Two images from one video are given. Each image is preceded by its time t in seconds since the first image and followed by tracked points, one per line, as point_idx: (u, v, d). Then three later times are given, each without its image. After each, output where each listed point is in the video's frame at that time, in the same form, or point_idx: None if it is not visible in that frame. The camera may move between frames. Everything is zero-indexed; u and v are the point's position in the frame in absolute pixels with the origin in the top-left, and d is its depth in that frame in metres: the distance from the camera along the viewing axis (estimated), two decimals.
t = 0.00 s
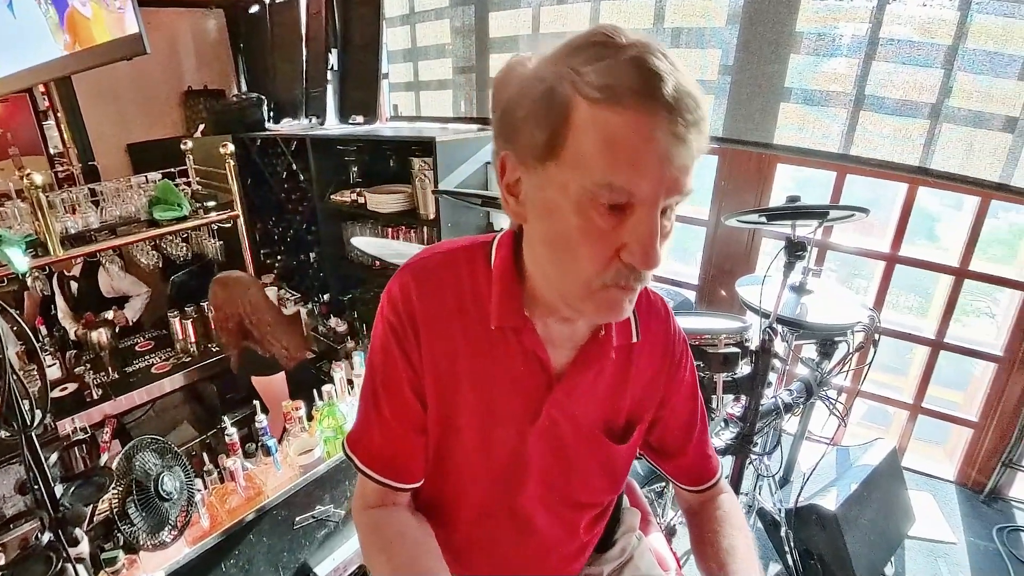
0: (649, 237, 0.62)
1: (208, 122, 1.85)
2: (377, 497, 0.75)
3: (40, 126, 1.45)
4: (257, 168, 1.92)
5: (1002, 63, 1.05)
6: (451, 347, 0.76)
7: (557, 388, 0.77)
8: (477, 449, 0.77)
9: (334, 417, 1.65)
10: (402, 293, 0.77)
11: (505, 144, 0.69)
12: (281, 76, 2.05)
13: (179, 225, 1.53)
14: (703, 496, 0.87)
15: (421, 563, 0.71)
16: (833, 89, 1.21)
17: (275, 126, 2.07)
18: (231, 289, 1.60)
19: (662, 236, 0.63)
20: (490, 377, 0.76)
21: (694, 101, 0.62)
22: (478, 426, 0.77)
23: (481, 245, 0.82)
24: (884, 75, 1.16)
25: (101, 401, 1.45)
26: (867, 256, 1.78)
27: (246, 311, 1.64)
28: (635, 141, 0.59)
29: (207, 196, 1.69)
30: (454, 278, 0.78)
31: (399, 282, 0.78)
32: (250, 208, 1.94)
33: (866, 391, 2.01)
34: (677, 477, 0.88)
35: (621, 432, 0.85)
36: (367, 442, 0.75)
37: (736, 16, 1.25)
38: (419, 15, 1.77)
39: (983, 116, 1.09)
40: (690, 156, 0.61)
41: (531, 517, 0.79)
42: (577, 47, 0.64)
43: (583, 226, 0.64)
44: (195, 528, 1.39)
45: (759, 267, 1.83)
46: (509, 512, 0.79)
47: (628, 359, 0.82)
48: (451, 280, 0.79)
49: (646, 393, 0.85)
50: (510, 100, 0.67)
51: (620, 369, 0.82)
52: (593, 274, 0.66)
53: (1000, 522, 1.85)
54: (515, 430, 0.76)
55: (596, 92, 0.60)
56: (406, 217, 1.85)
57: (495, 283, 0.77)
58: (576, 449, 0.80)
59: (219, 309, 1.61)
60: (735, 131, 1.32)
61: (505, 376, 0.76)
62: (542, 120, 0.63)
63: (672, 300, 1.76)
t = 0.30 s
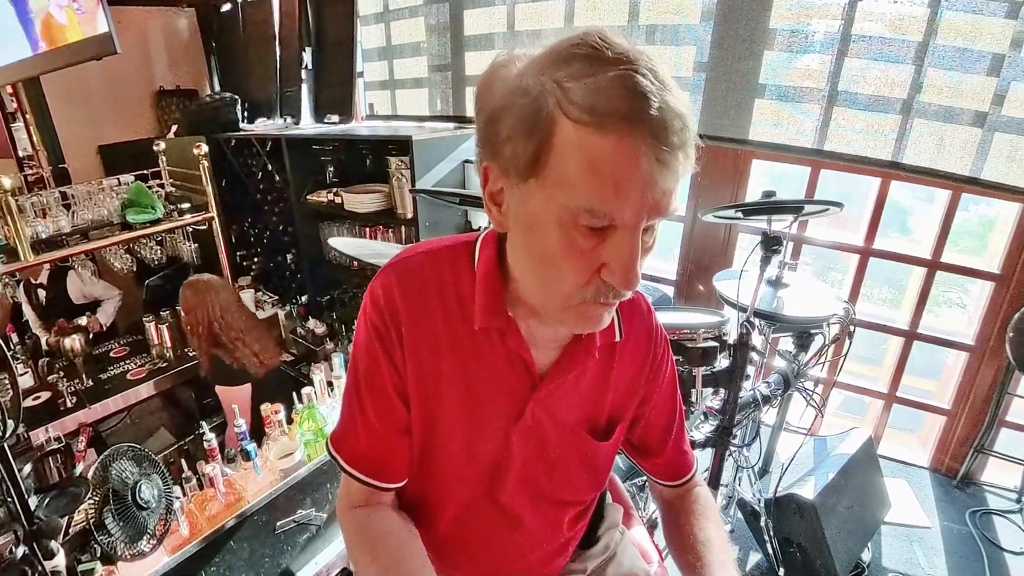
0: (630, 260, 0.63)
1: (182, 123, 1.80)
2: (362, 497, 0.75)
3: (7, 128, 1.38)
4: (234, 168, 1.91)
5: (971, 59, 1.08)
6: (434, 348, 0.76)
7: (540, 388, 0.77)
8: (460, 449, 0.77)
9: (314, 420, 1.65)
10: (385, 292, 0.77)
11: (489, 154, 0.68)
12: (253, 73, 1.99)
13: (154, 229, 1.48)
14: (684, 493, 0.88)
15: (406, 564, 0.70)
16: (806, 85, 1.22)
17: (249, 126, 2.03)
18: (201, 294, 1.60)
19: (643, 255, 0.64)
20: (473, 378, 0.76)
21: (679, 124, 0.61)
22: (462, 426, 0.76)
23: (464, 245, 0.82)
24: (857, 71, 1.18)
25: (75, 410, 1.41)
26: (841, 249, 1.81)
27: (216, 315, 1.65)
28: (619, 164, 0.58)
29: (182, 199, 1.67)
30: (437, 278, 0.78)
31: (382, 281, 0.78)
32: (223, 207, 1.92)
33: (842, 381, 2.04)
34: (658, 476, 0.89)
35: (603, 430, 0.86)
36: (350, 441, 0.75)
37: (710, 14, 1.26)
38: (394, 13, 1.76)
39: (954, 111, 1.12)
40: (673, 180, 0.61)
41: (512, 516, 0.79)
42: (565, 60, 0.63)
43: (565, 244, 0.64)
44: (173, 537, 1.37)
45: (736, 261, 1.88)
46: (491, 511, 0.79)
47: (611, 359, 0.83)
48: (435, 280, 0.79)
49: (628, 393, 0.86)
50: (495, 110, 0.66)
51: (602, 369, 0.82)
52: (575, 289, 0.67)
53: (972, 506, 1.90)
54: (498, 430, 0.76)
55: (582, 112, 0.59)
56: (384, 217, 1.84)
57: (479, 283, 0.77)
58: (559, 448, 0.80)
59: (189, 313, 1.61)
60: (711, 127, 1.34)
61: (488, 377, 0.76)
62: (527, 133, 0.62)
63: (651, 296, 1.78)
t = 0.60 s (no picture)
0: (614, 231, 0.64)
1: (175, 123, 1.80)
2: (359, 498, 0.75)
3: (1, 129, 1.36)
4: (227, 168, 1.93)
5: (964, 57, 1.09)
6: (427, 346, 0.76)
7: (531, 385, 0.77)
8: (453, 448, 0.77)
9: (309, 420, 1.66)
10: (377, 292, 0.77)
11: (470, 146, 0.71)
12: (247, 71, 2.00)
13: (148, 230, 1.45)
14: (678, 489, 0.88)
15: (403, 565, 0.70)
16: (800, 84, 1.23)
17: (243, 126, 2.05)
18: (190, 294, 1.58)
19: (627, 227, 0.65)
20: (466, 376, 0.76)
21: (649, 92, 0.64)
22: (455, 425, 0.76)
23: (456, 244, 0.83)
24: (851, 70, 1.18)
25: (69, 411, 1.38)
26: (834, 248, 1.82)
27: (205, 317, 1.61)
28: (593, 134, 0.61)
29: (176, 200, 1.63)
30: (429, 277, 0.79)
31: (374, 282, 0.78)
32: (217, 207, 2.00)
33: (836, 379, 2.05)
34: (652, 472, 0.89)
35: (597, 428, 0.86)
36: (345, 442, 0.75)
37: (704, 12, 1.26)
38: (387, 12, 1.76)
39: (947, 110, 1.12)
40: (649, 146, 0.63)
41: (506, 514, 0.79)
42: (533, 44, 0.65)
43: (549, 223, 0.65)
44: (168, 539, 1.36)
45: (731, 261, 1.90)
46: (486, 510, 0.79)
47: (603, 356, 0.83)
48: (427, 280, 0.79)
49: (621, 389, 0.86)
50: (471, 102, 0.69)
51: (594, 366, 0.82)
52: (562, 270, 0.68)
53: (966, 503, 1.91)
54: (491, 428, 0.76)
55: (553, 89, 0.61)
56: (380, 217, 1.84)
57: (471, 282, 0.77)
58: (552, 446, 0.80)
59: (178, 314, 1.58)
60: (705, 125, 1.35)
61: (481, 375, 0.76)
62: (504, 117, 0.65)
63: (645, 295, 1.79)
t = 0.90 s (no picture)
0: (578, 206, 0.66)
1: (176, 123, 1.67)
2: (364, 498, 0.76)
3: None
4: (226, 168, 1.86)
5: (964, 58, 1.08)
6: (417, 341, 0.76)
7: (521, 376, 0.76)
8: (447, 441, 0.77)
9: (309, 420, 1.67)
10: (366, 291, 0.77)
11: (442, 139, 0.73)
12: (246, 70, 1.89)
13: (147, 230, 1.46)
14: (673, 477, 0.88)
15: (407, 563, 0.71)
16: (800, 84, 1.23)
17: (243, 126, 2.00)
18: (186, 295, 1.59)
19: (592, 203, 0.68)
20: (456, 369, 0.76)
21: (606, 71, 0.66)
22: (449, 419, 0.76)
23: (443, 239, 0.83)
24: (850, 70, 1.18)
25: (70, 411, 1.36)
26: (834, 248, 1.82)
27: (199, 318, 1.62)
28: (552, 113, 0.63)
29: (176, 199, 1.62)
30: (418, 273, 0.79)
31: (364, 281, 0.78)
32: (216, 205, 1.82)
33: (836, 378, 2.05)
34: (647, 461, 0.89)
35: (591, 418, 0.84)
36: (345, 441, 0.75)
37: (704, 12, 1.27)
38: (387, 12, 1.76)
39: (947, 110, 1.12)
40: (608, 122, 0.65)
41: (503, 508, 0.79)
42: (494, 35, 0.68)
43: (517, 203, 0.67)
44: (168, 539, 1.36)
45: (731, 261, 1.92)
46: (483, 505, 0.79)
47: (591, 345, 0.82)
48: (416, 276, 0.79)
49: (611, 379, 0.85)
50: (440, 96, 0.71)
51: (583, 355, 0.82)
52: (533, 250, 0.69)
53: (966, 503, 1.91)
54: (483, 421, 0.76)
55: (512, 74, 0.64)
56: (380, 217, 1.84)
57: (456, 273, 0.77)
58: (547, 438, 0.80)
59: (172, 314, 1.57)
60: (704, 124, 1.36)
61: (470, 368, 0.76)
62: (469, 105, 0.67)
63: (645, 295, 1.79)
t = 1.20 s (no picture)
0: (552, 187, 0.66)
1: (176, 123, 1.67)
2: (366, 493, 0.75)
3: None
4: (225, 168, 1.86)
5: (964, 58, 1.08)
6: (412, 331, 0.76)
7: (515, 363, 0.76)
8: (444, 431, 0.77)
9: (309, 420, 1.67)
10: (362, 283, 0.78)
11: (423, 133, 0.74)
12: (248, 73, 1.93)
13: (147, 230, 1.45)
14: (671, 464, 0.88)
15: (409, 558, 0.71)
16: (801, 84, 1.24)
17: (243, 126, 2.00)
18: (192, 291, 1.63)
19: (565, 184, 0.67)
20: (451, 358, 0.76)
21: (574, 61, 0.66)
22: (445, 408, 0.76)
23: (436, 234, 0.84)
24: (850, 70, 1.18)
25: (70, 411, 1.35)
26: (834, 247, 1.82)
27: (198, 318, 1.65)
28: (523, 100, 0.63)
29: (176, 199, 1.62)
30: (413, 267, 0.79)
31: (360, 275, 0.78)
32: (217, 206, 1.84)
33: (836, 378, 2.05)
34: (643, 449, 0.88)
35: (585, 404, 0.84)
36: (345, 434, 0.75)
37: (704, 12, 1.27)
38: (387, 12, 1.76)
39: (947, 110, 1.12)
40: (577, 107, 0.66)
41: (501, 499, 0.79)
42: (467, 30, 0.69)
43: (492, 187, 0.67)
44: (168, 539, 1.36)
45: (731, 261, 1.91)
46: (482, 496, 0.78)
47: (583, 333, 0.82)
48: (411, 268, 0.79)
49: (604, 367, 0.85)
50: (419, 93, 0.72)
51: (575, 343, 0.82)
52: (511, 232, 0.69)
53: (966, 503, 1.91)
54: (479, 410, 0.76)
55: (483, 66, 0.65)
56: (379, 217, 1.84)
57: (448, 264, 0.77)
58: (541, 427, 0.80)
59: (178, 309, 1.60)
60: (704, 125, 1.36)
61: (465, 356, 0.76)
62: (444, 97, 0.68)
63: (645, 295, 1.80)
